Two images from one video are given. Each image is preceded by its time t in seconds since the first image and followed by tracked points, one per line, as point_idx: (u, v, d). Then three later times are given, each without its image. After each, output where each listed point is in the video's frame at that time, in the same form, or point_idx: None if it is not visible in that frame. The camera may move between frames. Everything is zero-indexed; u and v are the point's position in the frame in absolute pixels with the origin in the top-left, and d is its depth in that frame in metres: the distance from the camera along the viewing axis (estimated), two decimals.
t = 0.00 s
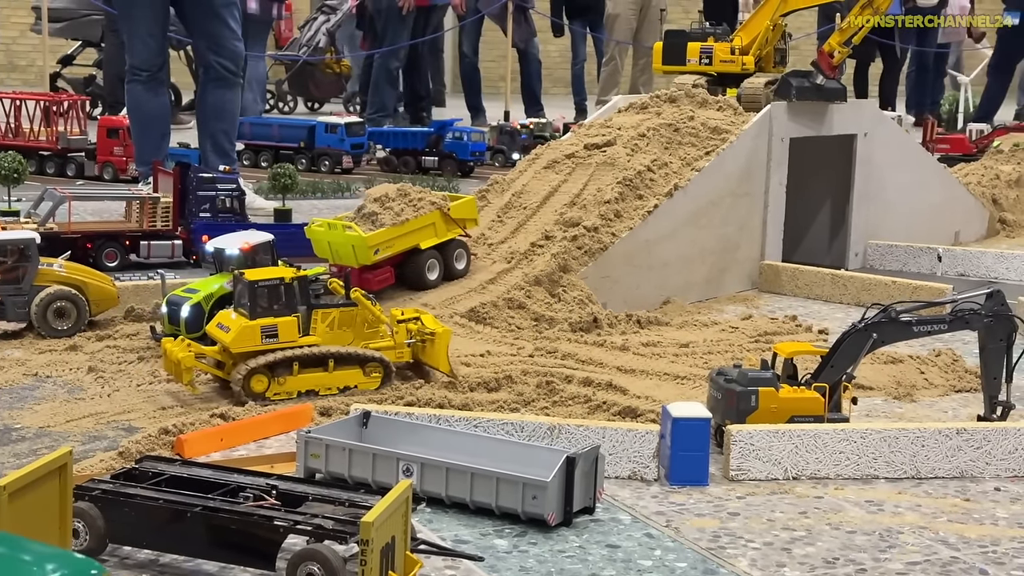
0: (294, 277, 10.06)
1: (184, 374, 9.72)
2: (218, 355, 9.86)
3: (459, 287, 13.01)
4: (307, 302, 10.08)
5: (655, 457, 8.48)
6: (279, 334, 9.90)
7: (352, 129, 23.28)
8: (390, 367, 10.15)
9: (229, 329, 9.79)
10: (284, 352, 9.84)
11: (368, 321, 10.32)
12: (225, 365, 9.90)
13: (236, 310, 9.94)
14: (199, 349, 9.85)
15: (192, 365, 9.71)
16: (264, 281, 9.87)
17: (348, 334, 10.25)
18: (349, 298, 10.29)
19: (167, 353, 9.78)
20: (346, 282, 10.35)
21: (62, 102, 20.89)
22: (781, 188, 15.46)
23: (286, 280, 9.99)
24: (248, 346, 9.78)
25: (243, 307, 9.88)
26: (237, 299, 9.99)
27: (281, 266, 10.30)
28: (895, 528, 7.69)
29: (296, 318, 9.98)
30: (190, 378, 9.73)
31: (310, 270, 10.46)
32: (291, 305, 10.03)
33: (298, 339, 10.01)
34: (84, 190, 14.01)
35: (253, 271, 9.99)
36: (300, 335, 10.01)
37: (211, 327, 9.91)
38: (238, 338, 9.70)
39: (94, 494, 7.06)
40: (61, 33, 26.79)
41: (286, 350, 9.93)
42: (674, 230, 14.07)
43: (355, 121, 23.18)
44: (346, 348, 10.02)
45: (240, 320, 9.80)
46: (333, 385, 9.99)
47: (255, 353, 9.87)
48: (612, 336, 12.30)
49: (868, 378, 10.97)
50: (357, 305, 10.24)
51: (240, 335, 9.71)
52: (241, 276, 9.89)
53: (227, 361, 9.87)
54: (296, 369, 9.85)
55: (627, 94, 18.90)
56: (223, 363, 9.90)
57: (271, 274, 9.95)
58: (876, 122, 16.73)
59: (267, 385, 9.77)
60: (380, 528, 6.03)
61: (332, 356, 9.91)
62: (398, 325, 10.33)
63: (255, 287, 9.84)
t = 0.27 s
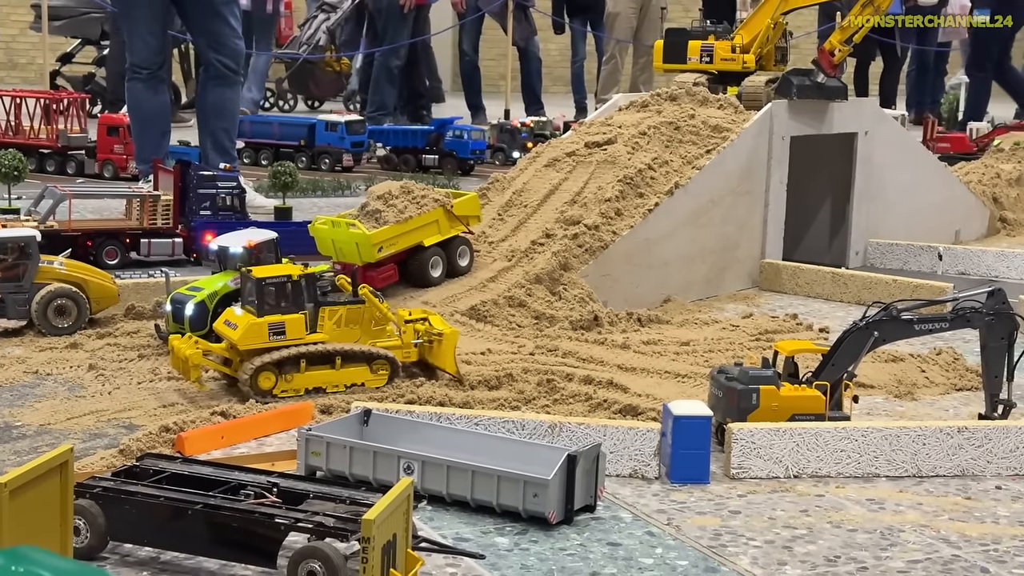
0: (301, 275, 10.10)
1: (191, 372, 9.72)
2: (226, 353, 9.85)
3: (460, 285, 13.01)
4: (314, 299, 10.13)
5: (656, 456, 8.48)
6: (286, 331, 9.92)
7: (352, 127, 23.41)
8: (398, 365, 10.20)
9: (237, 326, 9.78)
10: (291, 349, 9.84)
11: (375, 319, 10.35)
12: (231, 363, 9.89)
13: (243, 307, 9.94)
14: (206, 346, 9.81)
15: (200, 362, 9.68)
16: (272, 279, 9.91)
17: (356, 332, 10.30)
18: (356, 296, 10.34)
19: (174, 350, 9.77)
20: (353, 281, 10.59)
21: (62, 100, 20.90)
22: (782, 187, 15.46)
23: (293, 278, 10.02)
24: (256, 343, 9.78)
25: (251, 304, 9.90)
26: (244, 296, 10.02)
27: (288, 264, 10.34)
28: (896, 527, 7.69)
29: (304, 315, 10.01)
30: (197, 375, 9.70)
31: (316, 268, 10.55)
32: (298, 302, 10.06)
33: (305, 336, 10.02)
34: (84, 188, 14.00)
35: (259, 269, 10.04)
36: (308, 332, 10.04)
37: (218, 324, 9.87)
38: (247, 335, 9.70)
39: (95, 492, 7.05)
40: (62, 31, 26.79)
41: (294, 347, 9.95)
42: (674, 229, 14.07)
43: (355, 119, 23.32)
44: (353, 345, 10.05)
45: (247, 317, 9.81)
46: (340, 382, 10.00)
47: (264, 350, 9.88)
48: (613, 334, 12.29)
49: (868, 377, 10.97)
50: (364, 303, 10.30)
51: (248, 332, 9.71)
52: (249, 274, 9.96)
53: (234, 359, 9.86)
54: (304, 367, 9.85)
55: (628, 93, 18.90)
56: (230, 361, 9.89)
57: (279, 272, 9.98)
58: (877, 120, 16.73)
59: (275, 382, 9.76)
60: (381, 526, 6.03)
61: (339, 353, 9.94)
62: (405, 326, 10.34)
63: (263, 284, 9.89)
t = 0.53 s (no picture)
0: (312, 269, 10.01)
1: (203, 366, 9.72)
2: (237, 347, 9.88)
3: (463, 281, 13.01)
4: (325, 294, 10.07)
5: (660, 451, 8.49)
6: (297, 326, 9.88)
7: (355, 123, 23.41)
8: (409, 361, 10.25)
9: (249, 321, 9.76)
10: (303, 344, 9.83)
11: (386, 313, 10.37)
12: (243, 357, 9.93)
13: (254, 302, 9.93)
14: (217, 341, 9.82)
15: (212, 356, 9.71)
16: (283, 274, 9.83)
17: (366, 326, 10.26)
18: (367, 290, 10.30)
19: (186, 345, 9.77)
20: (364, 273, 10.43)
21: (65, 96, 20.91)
22: (785, 183, 15.46)
23: (304, 272, 9.94)
24: (267, 338, 9.76)
25: (262, 299, 9.86)
26: (256, 290, 9.97)
27: (297, 257, 10.25)
28: (901, 522, 7.69)
29: (315, 309, 9.97)
30: (209, 370, 9.72)
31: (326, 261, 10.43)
32: (310, 297, 10.00)
33: (316, 330, 9.98)
34: (87, 184, 14.00)
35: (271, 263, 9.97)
36: (319, 326, 10.00)
37: (229, 318, 9.92)
38: (258, 330, 9.68)
39: (100, 486, 7.06)
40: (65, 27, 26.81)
41: (305, 342, 9.91)
42: (678, 225, 14.07)
43: (359, 115, 23.32)
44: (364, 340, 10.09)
45: (259, 312, 9.77)
46: (351, 377, 10.02)
47: (275, 345, 9.85)
48: (617, 330, 12.30)
49: (873, 372, 10.97)
50: (376, 297, 10.30)
51: (259, 327, 9.69)
52: (260, 268, 9.86)
53: (246, 353, 9.89)
54: (315, 362, 9.86)
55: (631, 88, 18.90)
56: (241, 355, 9.93)
57: (290, 267, 9.90)
58: (880, 116, 16.72)
59: (286, 377, 9.76)
60: (386, 521, 6.01)
61: (351, 348, 9.95)
62: (416, 322, 10.38)
63: (274, 279, 9.79)
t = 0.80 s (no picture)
0: (327, 262, 10.10)
1: (218, 360, 9.81)
2: (251, 341, 9.94)
3: (469, 275, 13.00)
4: (339, 287, 10.17)
5: (666, 445, 8.48)
6: (311, 319, 9.95)
7: (360, 117, 23.38)
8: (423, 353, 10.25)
9: (263, 314, 9.82)
10: (318, 338, 9.90)
11: (399, 307, 10.45)
12: (257, 350, 9.97)
13: (268, 296, 10.00)
14: (233, 334, 9.91)
15: (226, 350, 9.79)
16: (297, 267, 9.90)
17: (380, 320, 10.38)
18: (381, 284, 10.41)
19: (201, 338, 9.89)
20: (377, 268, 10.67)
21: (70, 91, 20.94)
22: (791, 177, 15.45)
23: (318, 266, 10.02)
24: (282, 331, 9.83)
25: (276, 292, 9.93)
26: (270, 284, 10.04)
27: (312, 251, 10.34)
28: (907, 516, 7.69)
29: (329, 303, 10.05)
30: (224, 363, 9.81)
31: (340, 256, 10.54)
32: (324, 291, 10.08)
33: (330, 324, 10.06)
34: (92, 178, 14.00)
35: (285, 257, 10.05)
36: (333, 320, 10.08)
37: (243, 311, 9.93)
38: (273, 324, 9.75)
39: (106, 480, 7.07)
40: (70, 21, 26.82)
41: (319, 335, 9.99)
42: (683, 219, 14.06)
43: (364, 109, 23.25)
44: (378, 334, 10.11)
45: (273, 306, 9.84)
46: (365, 370, 10.08)
47: (289, 338, 9.92)
48: (622, 324, 12.29)
49: (878, 365, 10.97)
50: (389, 291, 10.39)
51: (274, 320, 9.76)
52: (275, 262, 9.95)
53: (260, 347, 9.94)
54: (329, 355, 9.93)
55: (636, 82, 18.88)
56: (256, 348, 9.97)
57: (304, 260, 9.98)
58: (886, 109, 16.70)
59: (301, 370, 9.82)
60: (393, 514, 5.96)
61: (365, 342, 10.01)
62: (430, 315, 10.41)
63: (289, 272, 9.87)
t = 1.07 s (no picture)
0: (342, 256, 10.09)
1: (235, 353, 9.85)
2: (268, 334, 9.93)
3: (474, 269, 13.00)
4: (355, 281, 10.16)
5: (672, 438, 8.48)
6: (327, 312, 9.93)
7: (366, 111, 23.32)
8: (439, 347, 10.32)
9: (279, 308, 9.84)
10: (334, 332, 9.90)
11: (415, 301, 10.42)
12: (273, 343, 9.97)
13: (285, 290, 10.00)
14: (249, 326, 9.91)
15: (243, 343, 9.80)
16: (314, 260, 9.90)
17: (396, 314, 10.34)
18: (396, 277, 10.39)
19: (218, 332, 9.91)
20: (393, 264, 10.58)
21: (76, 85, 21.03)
22: (797, 170, 15.42)
23: (334, 259, 10.02)
24: (299, 324, 9.82)
25: (292, 286, 9.93)
26: (287, 278, 10.03)
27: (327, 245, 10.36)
28: (914, 509, 7.68)
29: (345, 296, 10.03)
30: (240, 356, 9.85)
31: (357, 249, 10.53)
32: (340, 284, 10.08)
33: (346, 317, 10.05)
34: (98, 173, 14.01)
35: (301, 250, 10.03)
36: (349, 313, 10.07)
37: (259, 305, 9.97)
38: (289, 317, 9.75)
39: (113, 474, 7.08)
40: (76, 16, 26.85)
41: (335, 329, 9.97)
42: (689, 212, 14.05)
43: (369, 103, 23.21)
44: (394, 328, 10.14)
45: (289, 300, 9.84)
46: (380, 364, 10.10)
47: (305, 331, 9.91)
48: (629, 318, 12.29)
49: (885, 359, 10.95)
50: (405, 284, 10.35)
51: (290, 314, 9.76)
52: (291, 254, 9.94)
53: (276, 340, 9.94)
54: (345, 348, 9.92)
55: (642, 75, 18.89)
56: (272, 341, 9.97)
57: (320, 254, 9.98)
58: (893, 102, 16.66)
59: (317, 363, 9.82)
60: (400, 506, 5.93)
61: (381, 335, 10.01)
62: (444, 309, 10.47)
63: (305, 265, 9.87)
